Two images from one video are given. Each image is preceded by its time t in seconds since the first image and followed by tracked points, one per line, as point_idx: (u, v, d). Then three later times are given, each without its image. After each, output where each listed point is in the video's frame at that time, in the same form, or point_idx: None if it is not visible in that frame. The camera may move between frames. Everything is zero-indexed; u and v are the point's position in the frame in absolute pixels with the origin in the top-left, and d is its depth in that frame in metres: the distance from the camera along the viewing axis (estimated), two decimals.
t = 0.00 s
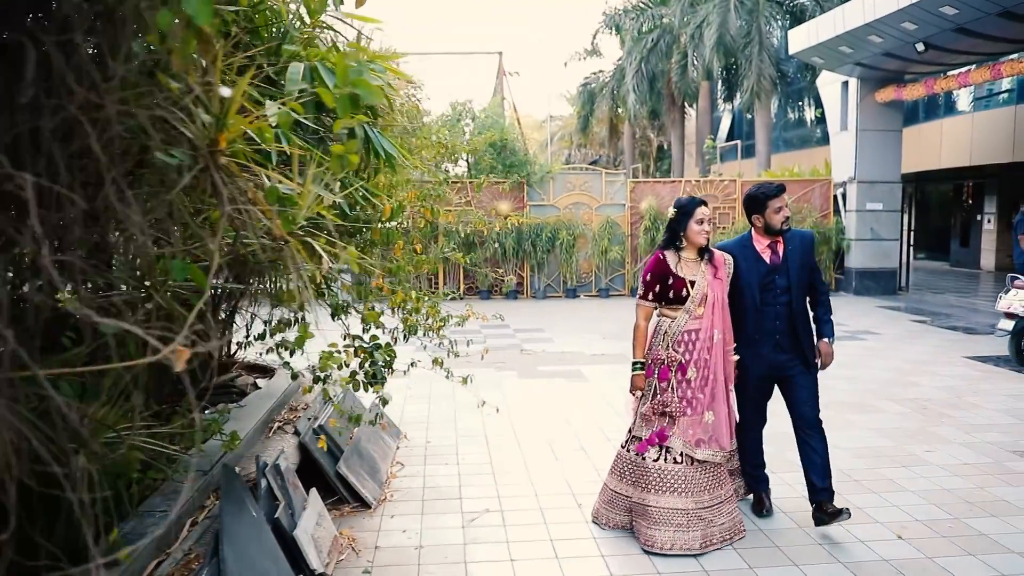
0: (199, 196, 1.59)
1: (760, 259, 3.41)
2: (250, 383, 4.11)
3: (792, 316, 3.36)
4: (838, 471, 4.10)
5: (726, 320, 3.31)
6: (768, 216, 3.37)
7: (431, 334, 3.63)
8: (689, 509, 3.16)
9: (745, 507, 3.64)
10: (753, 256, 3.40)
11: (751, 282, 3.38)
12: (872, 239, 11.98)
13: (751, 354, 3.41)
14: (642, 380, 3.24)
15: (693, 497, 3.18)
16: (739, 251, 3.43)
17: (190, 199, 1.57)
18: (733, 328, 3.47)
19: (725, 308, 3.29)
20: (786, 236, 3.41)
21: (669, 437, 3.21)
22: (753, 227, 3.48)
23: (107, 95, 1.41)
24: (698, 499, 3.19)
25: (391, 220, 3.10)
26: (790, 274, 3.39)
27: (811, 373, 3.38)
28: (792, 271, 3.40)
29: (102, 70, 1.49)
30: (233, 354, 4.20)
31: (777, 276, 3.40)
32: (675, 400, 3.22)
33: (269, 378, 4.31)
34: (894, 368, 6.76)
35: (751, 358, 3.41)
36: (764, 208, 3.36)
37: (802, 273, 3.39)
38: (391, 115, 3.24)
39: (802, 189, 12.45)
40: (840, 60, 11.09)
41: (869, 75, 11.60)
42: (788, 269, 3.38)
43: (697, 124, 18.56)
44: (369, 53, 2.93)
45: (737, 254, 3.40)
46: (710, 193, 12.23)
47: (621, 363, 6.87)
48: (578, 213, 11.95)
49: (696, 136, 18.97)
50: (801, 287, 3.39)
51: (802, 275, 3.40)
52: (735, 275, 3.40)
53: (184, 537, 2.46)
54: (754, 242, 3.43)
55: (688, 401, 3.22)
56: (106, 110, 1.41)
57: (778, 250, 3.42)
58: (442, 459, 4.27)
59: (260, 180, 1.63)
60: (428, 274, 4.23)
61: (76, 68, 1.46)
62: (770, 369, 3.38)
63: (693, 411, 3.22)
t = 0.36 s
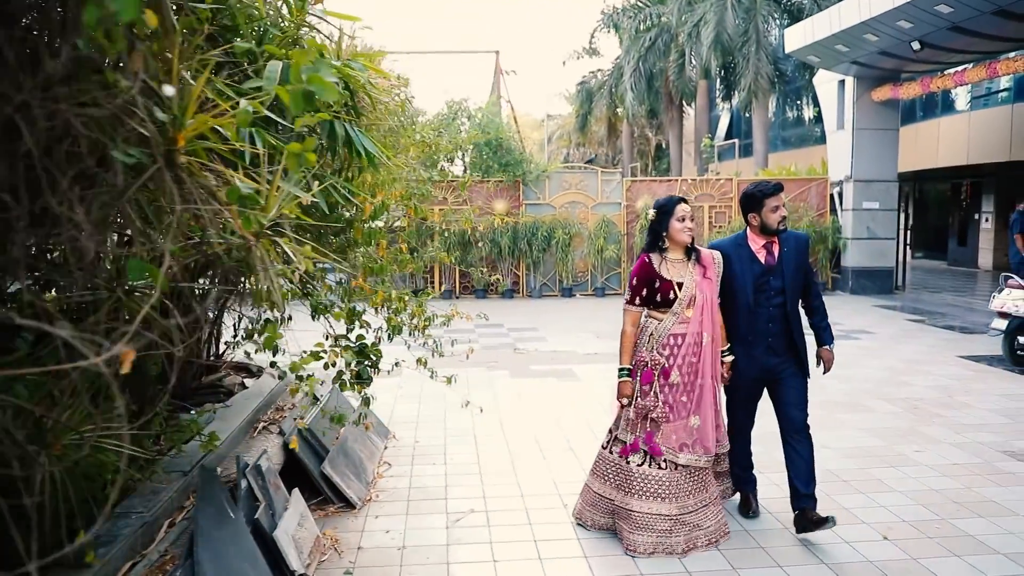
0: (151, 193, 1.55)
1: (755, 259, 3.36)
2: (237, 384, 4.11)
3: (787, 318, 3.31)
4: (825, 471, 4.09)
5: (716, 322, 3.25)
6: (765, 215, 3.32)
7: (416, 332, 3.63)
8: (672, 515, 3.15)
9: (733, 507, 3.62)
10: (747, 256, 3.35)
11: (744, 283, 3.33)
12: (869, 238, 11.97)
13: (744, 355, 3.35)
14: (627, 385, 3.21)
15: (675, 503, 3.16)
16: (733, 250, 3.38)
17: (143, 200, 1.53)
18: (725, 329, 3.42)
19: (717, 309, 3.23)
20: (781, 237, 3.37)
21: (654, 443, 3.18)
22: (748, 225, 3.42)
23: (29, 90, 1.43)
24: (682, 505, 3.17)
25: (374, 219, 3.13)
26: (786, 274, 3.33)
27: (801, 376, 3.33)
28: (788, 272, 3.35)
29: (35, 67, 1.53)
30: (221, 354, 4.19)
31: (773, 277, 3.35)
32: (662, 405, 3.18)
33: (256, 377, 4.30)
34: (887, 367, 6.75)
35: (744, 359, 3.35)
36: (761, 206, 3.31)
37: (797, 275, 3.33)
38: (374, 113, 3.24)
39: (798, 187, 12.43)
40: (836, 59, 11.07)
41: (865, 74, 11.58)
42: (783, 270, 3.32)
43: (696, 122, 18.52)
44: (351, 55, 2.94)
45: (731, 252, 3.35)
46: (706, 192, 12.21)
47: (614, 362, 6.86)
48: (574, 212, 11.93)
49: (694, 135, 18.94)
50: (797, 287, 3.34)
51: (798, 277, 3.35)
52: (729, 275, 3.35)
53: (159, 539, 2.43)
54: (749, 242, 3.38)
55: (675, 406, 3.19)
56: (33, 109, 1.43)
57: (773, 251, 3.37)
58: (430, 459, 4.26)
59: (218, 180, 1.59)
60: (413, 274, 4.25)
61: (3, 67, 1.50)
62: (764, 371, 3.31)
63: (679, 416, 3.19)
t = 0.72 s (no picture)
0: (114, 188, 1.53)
1: (755, 257, 3.27)
2: (225, 381, 4.08)
3: (786, 319, 3.24)
4: (815, 468, 4.07)
5: (705, 320, 3.19)
6: (766, 211, 3.24)
7: (401, 330, 3.62)
8: (657, 516, 3.11)
9: (719, 505, 3.61)
10: (748, 252, 3.27)
11: (743, 281, 3.25)
12: (866, 235, 11.95)
13: (740, 355, 3.28)
14: (612, 384, 3.15)
15: (662, 503, 3.13)
16: (732, 247, 3.30)
17: (99, 197, 1.51)
18: (719, 327, 3.35)
19: (706, 307, 3.17)
20: (781, 235, 3.28)
21: (640, 444, 3.13)
22: (749, 222, 3.34)
23: None
24: (669, 506, 3.14)
25: (357, 218, 3.19)
26: (785, 273, 3.25)
27: (793, 384, 3.25)
28: (788, 273, 3.27)
29: None
30: (210, 350, 4.18)
31: (772, 276, 3.27)
32: (649, 405, 3.13)
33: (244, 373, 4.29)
34: (880, 364, 6.74)
35: (741, 359, 3.27)
36: (762, 202, 3.23)
37: (796, 274, 3.26)
38: (357, 107, 3.23)
39: (795, 183, 12.41)
40: (833, 55, 11.04)
41: (861, 70, 11.55)
42: (782, 269, 3.25)
43: (694, 118, 18.47)
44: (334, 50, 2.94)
45: (730, 248, 3.28)
46: (702, 188, 12.18)
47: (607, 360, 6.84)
48: (570, 209, 11.91)
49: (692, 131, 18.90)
50: (796, 288, 3.27)
51: (797, 277, 3.28)
52: (727, 272, 3.28)
53: (137, 537, 2.41)
54: (750, 239, 3.30)
55: (663, 406, 3.13)
56: None
57: (773, 249, 3.29)
58: (417, 457, 4.24)
59: (181, 175, 1.56)
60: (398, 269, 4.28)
61: None
62: (759, 373, 3.25)
63: (667, 417, 3.13)
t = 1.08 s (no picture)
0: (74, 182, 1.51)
1: (761, 250, 3.22)
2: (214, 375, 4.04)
3: (789, 317, 3.19)
4: (806, 463, 4.05)
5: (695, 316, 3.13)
6: (773, 203, 3.19)
7: (390, 326, 3.61)
8: (644, 514, 3.06)
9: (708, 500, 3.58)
10: (753, 245, 3.21)
11: (749, 273, 3.18)
12: (864, 228, 11.92)
13: (739, 352, 3.20)
14: (595, 381, 3.08)
15: (650, 502, 3.07)
16: (738, 239, 3.24)
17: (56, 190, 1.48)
18: (717, 322, 3.29)
19: (697, 302, 3.11)
20: (788, 230, 3.23)
21: (627, 442, 3.07)
22: (755, 214, 3.29)
23: None
24: (657, 505, 3.08)
25: (341, 213, 3.18)
26: (790, 270, 3.20)
27: (795, 384, 3.20)
28: (793, 268, 3.22)
29: None
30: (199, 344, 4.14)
31: (777, 272, 3.21)
32: (637, 402, 3.07)
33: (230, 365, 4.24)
34: (875, 358, 6.71)
35: (741, 356, 3.20)
36: (770, 194, 3.17)
37: (800, 270, 3.21)
38: (340, 99, 3.20)
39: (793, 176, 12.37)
40: (831, 47, 10.98)
41: (859, 62, 11.50)
42: (788, 264, 3.20)
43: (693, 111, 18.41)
44: (314, 42, 2.89)
45: (734, 240, 3.22)
46: (700, 182, 12.14)
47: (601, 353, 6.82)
48: (567, 202, 11.88)
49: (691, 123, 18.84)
50: (799, 286, 3.22)
51: (801, 275, 3.23)
52: (731, 265, 3.22)
53: (115, 534, 2.39)
54: (756, 231, 3.24)
55: (653, 404, 3.08)
56: None
57: (779, 243, 3.23)
58: (407, 452, 4.23)
59: (145, 167, 1.53)
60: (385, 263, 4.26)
61: None
62: (760, 370, 3.19)
63: (658, 415, 3.08)
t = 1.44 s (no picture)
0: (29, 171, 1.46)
1: (766, 241, 3.11)
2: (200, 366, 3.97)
3: (795, 311, 3.11)
4: (795, 456, 4.02)
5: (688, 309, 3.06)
6: (780, 192, 3.07)
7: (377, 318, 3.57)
8: (629, 515, 3.01)
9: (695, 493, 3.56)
10: (757, 236, 3.10)
11: (752, 266, 3.08)
12: (861, 219, 11.88)
13: (743, 346, 3.09)
14: (580, 374, 3.04)
15: (640, 502, 3.02)
16: (743, 229, 3.12)
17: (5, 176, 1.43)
18: (716, 318, 3.18)
19: (688, 296, 3.04)
20: (794, 219, 3.12)
21: (615, 440, 3.02)
22: (760, 203, 3.17)
23: None
24: (645, 507, 3.02)
25: (323, 204, 3.14)
26: (794, 262, 3.11)
27: (796, 380, 3.12)
28: (798, 262, 3.13)
29: None
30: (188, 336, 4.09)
31: (782, 265, 3.11)
32: (625, 399, 3.01)
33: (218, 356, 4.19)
34: (869, 350, 6.68)
35: (746, 350, 3.08)
36: (775, 182, 3.05)
37: (806, 263, 3.12)
38: (322, 88, 3.15)
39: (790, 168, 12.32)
40: (829, 37, 10.92)
41: (857, 52, 11.43)
42: (794, 256, 3.10)
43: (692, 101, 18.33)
44: (294, 31, 2.84)
45: (740, 230, 3.11)
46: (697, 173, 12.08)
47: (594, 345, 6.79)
48: (563, 193, 11.84)
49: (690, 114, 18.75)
50: (805, 280, 3.13)
51: (807, 268, 3.13)
52: (735, 255, 3.09)
53: (90, 530, 2.35)
54: (760, 221, 3.13)
55: (641, 402, 3.01)
56: None
57: (784, 234, 3.13)
58: (394, 444, 4.20)
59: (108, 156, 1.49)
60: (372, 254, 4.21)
61: None
62: (765, 368, 3.08)
63: (648, 414, 3.00)
